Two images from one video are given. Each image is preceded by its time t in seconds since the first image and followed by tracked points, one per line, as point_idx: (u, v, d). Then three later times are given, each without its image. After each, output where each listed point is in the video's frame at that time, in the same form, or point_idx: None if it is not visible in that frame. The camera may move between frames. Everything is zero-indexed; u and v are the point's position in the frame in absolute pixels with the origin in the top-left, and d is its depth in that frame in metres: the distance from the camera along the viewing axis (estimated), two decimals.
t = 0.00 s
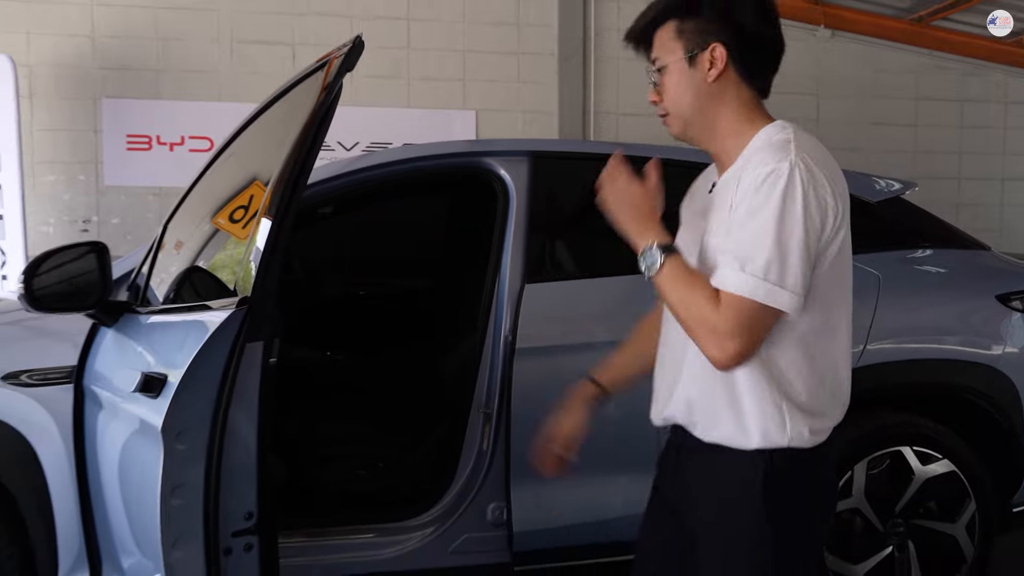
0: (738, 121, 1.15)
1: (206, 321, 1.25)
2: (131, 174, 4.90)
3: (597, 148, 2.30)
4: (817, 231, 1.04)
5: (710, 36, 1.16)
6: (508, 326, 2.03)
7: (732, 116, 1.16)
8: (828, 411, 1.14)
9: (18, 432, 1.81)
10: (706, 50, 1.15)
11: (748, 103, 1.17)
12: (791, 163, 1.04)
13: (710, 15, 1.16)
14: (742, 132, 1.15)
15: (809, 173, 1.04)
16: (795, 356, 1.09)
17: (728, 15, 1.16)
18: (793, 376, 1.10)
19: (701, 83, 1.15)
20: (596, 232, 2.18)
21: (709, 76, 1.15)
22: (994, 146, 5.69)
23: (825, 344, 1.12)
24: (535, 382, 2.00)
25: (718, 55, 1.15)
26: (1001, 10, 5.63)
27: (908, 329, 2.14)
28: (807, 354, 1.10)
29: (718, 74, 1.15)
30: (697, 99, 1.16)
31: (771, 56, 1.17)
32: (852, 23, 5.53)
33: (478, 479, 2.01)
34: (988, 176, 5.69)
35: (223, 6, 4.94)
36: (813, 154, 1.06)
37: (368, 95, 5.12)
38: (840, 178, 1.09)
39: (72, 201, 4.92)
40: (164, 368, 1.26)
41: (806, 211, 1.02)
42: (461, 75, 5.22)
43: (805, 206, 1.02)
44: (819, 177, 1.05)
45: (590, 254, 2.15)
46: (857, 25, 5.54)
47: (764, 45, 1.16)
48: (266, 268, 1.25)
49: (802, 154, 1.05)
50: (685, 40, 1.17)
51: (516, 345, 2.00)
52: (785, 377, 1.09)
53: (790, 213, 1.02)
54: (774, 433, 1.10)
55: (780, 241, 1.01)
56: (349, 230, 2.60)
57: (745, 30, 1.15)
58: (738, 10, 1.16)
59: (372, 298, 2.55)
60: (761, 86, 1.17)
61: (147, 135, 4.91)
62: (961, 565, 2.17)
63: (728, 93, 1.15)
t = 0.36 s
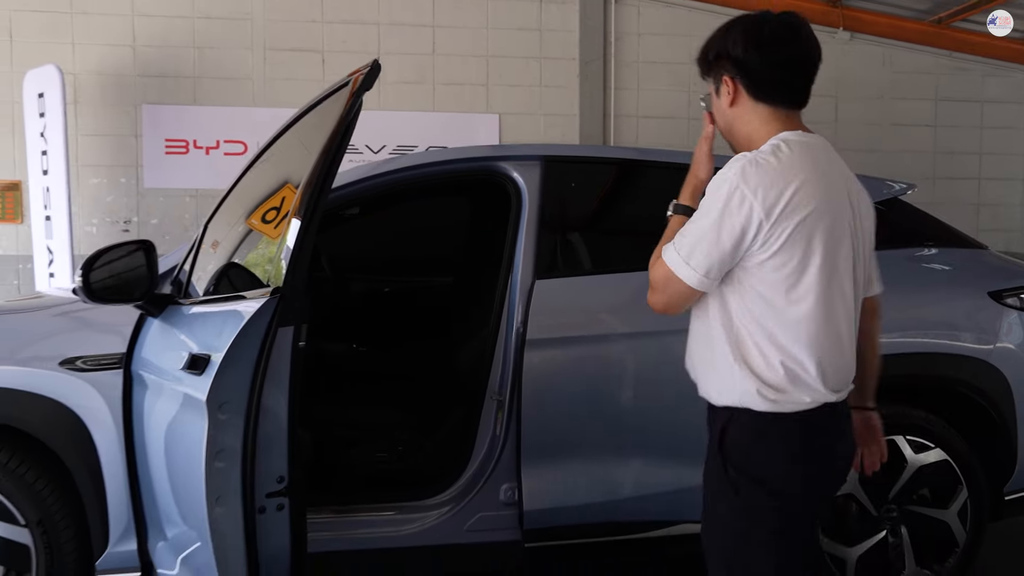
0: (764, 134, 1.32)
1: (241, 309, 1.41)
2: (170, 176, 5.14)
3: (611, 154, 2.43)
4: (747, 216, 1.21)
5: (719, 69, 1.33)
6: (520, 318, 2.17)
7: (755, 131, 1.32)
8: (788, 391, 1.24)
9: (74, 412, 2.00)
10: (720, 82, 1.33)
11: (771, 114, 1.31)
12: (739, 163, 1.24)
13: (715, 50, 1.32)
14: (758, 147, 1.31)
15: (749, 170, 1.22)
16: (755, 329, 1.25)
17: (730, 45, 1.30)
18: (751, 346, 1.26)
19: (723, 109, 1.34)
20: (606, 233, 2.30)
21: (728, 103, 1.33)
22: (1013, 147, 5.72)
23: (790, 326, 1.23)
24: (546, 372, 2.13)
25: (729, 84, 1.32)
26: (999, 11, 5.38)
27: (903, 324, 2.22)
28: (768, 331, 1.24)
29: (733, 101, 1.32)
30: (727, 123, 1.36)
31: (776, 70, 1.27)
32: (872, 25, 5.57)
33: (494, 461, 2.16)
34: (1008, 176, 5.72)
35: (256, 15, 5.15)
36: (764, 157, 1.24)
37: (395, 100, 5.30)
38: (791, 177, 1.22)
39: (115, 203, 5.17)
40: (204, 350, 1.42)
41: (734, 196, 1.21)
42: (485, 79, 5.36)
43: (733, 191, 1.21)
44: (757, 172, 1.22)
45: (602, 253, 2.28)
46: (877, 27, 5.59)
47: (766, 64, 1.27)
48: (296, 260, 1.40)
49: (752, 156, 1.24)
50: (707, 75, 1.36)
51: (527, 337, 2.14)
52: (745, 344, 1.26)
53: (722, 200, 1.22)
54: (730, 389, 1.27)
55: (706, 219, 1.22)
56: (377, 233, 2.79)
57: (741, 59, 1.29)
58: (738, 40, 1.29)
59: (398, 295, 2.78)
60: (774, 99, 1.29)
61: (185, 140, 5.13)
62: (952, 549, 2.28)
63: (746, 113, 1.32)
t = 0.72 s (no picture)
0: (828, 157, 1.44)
1: (269, 302, 1.54)
2: (199, 178, 5.33)
3: (621, 157, 2.55)
4: (753, 228, 1.39)
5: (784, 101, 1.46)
6: (529, 313, 2.30)
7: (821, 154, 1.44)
8: (800, 381, 1.38)
9: (116, 398, 2.16)
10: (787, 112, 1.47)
11: (835, 137, 1.42)
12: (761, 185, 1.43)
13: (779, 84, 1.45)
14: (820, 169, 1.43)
15: (763, 190, 1.41)
16: (779, 326, 1.42)
17: (791, 80, 1.43)
18: (776, 340, 1.43)
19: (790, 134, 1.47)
20: (613, 232, 2.43)
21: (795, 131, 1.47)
22: None
23: (800, 324, 1.38)
24: (554, 363, 2.26)
25: (794, 114, 1.45)
26: (1000, 11, 5.45)
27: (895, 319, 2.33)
28: (786, 328, 1.41)
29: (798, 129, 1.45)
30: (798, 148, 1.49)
31: (834, 101, 1.38)
32: (884, 27, 5.65)
33: (503, 446, 2.29)
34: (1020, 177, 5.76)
35: (280, 22, 5.33)
36: (779, 177, 1.41)
37: (415, 104, 5.45)
38: (792, 192, 1.36)
39: (145, 204, 5.37)
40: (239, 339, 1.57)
41: (745, 212, 1.41)
42: (502, 83, 5.50)
43: (746, 209, 1.41)
44: (765, 192, 1.40)
45: (609, 252, 2.41)
46: (889, 29, 5.66)
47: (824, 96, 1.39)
48: (321, 256, 1.53)
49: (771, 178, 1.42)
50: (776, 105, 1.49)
51: (535, 330, 2.27)
52: (774, 339, 1.44)
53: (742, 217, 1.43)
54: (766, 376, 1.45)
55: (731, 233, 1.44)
56: (397, 232, 2.91)
57: (801, 94, 1.41)
58: (798, 76, 1.42)
59: (417, 292, 2.90)
60: (836, 126, 1.40)
61: (212, 143, 5.33)
62: (943, 534, 2.39)
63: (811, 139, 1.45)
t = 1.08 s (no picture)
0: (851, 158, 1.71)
1: (278, 294, 1.67)
2: (212, 180, 5.49)
3: (618, 159, 2.67)
4: (765, 216, 1.76)
5: (825, 104, 1.72)
6: (525, 308, 2.42)
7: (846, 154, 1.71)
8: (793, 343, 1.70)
9: (136, 386, 2.29)
10: (824, 114, 1.73)
11: (862, 142, 1.70)
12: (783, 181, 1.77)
13: (823, 89, 1.71)
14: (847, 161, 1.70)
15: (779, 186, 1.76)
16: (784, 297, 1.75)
17: (836, 86, 1.69)
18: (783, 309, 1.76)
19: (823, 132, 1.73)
20: (609, 231, 2.55)
21: (829, 132, 1.72)
22: None
23: (790, 295, 1.70)
24: (550, 355, 2.37)
25: (832, 117, 1.71)
26: (999, 12, 5.47)
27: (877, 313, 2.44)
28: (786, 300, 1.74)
29: (833, 129, 1.71)
30: (825, 146, 1.75)
31: (871, 109, 1.66)
32: (883, 30, 5.74)
33: (501, 434, 2.41)
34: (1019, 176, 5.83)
35: (291, 28, 5.48)
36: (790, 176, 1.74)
37: (422, 107, 5.58)
38: (788, 187, 1.69)
39: (160, 204, 5.52)
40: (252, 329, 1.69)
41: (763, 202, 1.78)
42: (507, 86, 5.62)
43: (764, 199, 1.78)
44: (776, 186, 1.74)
45: (603, 250, 2.52)
46: (888, 32, 5.75)
47: (865, 103, 1.66)
48: (326, 253, 1.65)
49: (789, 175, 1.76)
50: (813, 107, 1.74)
51: (531, 323, 2.39)
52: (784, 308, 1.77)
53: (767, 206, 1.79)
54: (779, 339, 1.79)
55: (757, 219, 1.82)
56: (401, 233, 3.04)
57: (844, 98, 1.68)
58: (844, 83, 1.68)
59: (422, 289, 3.02)
60: (867, 131, 1.68)
61: (225, 145, 5.48)
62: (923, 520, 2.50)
63: (841, 139, 1.71)
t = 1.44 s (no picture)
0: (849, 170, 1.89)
1: (287, 286, 1.79)
2: (223, 180, 5.63)
3: (613, 160, 2.78)
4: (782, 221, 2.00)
5: (824, 123, 1.89)
6: (522, 302, 2.53)
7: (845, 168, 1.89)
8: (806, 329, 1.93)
9: (153, 375, 2.42)
10: (824, 132, 1.90)
11: (859, 154, 1.87)
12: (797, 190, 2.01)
13: (822, 110, 1.88)
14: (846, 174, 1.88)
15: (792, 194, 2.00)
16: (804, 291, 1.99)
17: (834, 107, 1.86)
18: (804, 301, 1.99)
19: (824, 149, 1.90)
20: (605, 227, 2.66)
21: (829, 148, 1.90)
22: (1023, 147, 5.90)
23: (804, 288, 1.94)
24: (545, 345, 2.49)
25: (831, 135, 1.88)
26: (1000, 12, 5.49)
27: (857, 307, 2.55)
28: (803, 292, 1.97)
29: (832, 146, 1.89)
30: (826, 160, 1.92)
31: (867, 127, 1.83)
32: (882, 31, 5.82)
33: (498, 422, 2.53)
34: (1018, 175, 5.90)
35: (299, 31, 5.61)
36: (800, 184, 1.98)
37: (427, 108, 5.70)
38: (793, 195, 1.92)
39: (172, 203, 5.65)
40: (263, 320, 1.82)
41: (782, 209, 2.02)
42: (510, 88, 5.74)
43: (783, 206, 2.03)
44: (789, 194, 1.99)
45: (599, 245, 2.64)
46: (886, 33, 5.83)
47: (861, 122, 1.83)
48: (329, 249, 1.77)
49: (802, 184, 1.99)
50: (813, 124, 1.91)
51: (527, 317, 2.50)
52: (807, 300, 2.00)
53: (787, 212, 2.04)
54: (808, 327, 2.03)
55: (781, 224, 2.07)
56: (407, 232, 3.17)
57: (842, 119, 1.85)
58: (840, 104, 1.85)
59: (426, 286, 3.13)
60: (863, 147, 1.85)
61: (235, 146, 5.62)
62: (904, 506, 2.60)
63: (840, 154, 1.88)
